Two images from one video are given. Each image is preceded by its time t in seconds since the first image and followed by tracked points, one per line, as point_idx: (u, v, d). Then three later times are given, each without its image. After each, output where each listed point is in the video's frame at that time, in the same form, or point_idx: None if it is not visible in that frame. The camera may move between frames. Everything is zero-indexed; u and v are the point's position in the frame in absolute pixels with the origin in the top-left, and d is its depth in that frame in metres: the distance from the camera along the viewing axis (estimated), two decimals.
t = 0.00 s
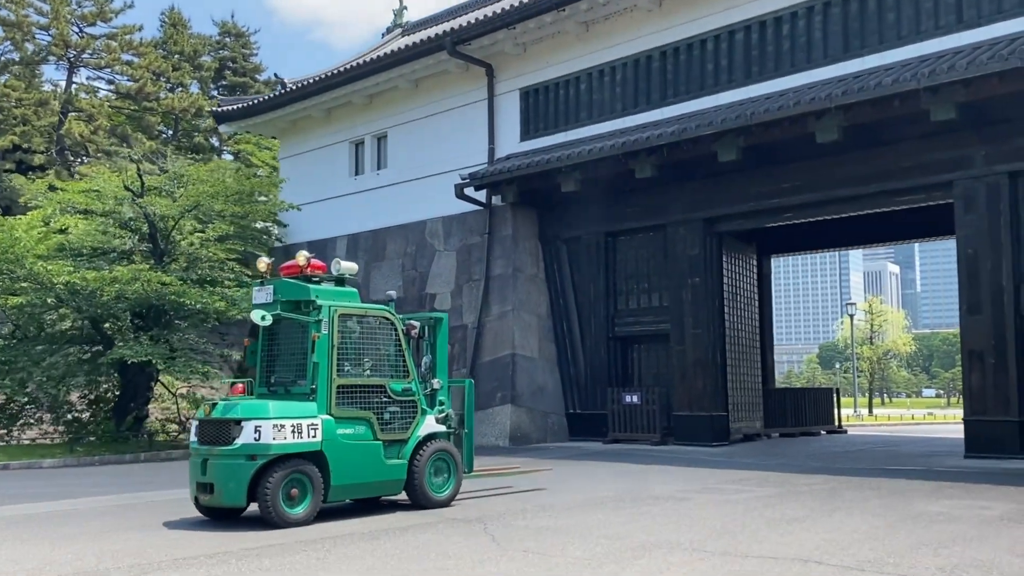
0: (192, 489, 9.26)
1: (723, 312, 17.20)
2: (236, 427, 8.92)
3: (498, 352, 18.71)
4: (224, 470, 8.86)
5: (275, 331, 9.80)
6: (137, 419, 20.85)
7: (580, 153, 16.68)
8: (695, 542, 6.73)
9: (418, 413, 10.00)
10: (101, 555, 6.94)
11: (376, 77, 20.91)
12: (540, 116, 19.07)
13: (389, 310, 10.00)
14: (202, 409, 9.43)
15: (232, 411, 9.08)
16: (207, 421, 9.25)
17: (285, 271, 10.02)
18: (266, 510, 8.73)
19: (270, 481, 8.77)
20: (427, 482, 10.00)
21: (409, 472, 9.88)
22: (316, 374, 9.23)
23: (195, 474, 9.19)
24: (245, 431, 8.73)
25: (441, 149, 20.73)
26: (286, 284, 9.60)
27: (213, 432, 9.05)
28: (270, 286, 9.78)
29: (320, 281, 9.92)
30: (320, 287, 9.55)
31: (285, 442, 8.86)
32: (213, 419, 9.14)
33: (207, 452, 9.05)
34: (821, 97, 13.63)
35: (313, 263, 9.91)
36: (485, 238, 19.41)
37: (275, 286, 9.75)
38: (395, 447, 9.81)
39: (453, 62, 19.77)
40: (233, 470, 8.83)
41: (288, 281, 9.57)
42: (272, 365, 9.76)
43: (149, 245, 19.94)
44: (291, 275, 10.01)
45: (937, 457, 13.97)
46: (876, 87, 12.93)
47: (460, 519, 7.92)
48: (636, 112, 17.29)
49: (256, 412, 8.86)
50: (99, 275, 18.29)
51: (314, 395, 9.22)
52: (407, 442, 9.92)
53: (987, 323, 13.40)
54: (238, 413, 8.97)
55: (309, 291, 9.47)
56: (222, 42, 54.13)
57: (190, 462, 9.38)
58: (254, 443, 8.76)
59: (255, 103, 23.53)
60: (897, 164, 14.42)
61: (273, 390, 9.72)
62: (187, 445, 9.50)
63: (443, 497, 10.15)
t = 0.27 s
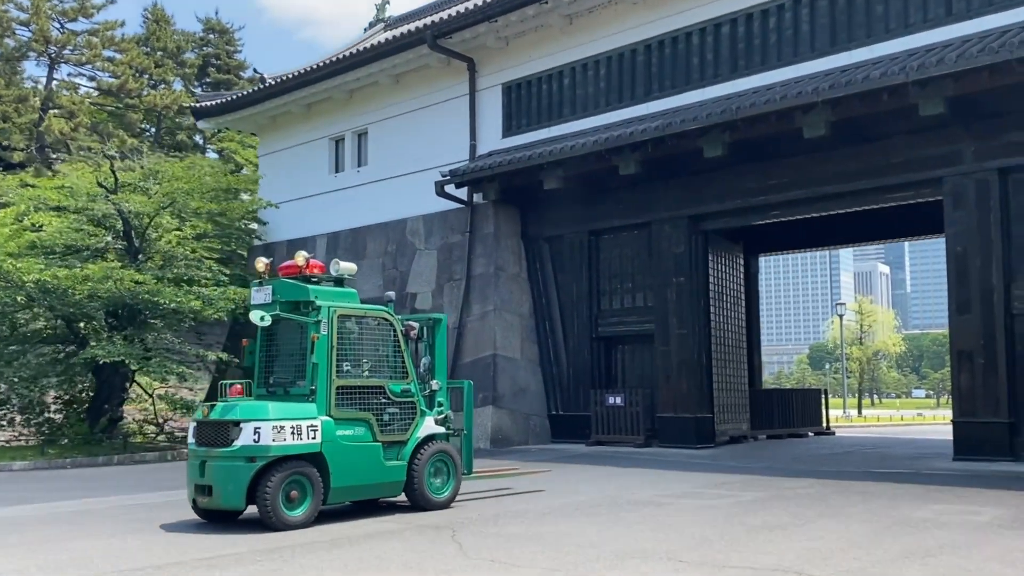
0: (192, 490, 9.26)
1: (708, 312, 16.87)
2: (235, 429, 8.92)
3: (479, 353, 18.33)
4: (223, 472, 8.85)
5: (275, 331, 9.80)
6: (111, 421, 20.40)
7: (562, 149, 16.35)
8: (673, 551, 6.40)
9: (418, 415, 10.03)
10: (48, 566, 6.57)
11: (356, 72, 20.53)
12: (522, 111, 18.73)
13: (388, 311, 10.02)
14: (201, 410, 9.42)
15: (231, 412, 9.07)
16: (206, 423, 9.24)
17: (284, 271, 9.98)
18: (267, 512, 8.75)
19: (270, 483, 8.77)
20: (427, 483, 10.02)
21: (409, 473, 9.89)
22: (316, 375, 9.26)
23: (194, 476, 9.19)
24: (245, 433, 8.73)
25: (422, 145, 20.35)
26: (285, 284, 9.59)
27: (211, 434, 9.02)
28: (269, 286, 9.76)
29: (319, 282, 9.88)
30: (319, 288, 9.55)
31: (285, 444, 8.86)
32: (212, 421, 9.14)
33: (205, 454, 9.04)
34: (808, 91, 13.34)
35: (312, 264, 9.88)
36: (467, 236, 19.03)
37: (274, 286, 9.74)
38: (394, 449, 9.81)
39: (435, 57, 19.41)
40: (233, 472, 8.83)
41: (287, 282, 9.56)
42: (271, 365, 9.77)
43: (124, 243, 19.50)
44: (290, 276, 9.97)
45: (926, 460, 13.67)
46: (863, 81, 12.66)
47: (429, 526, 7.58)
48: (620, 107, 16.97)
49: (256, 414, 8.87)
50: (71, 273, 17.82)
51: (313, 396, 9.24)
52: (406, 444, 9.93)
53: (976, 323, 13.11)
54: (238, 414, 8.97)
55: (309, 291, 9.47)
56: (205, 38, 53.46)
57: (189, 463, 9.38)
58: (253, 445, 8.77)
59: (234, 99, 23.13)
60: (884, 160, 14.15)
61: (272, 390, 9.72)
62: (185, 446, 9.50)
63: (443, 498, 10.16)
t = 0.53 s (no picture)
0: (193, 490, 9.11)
1: (693, 310, 16.65)
2: (238, 428, 8.77)
3: (461, 352, 18.07)
4: (226, 471, 8.72)
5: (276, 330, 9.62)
6: (87, 420, 20.06)
7: (545, 144, 16.11)
8: (648, 558, 6.16)
9: (421, 414, 9.86)
10: None
11: (338, 67, 20.24)
12: (506, 107, 18.48)
13: (390, 309, 9.85)
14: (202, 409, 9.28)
15: (233, 411, 8.93)
16: (207, 421, 9.10)
17: (286, 270, 9.71)
18: (269, 511, 8.61)
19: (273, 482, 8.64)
20: (430, 482, 9.87)
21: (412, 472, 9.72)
22: (317, 374, 9.09)
23: (195, 475, 9.04)
24: (247, 432, 8.58)
25: (405, 141, 20.07)
26: (288, 282, 9.42)
27: (213, 432, 8.90)
28: (271, 284, 9.57)
29: (321, 279, 9.63)
30: (321, 286, 9.38)
31: (288, 443, 8.70)
32: (213, 420, 9.00)
33: (207, 453, 8.90)
34: (793, 86, 13.12)
35: (315, 262, 9.65)
36: (449, 234, 18.76)
37: (275, 285, 9.55)
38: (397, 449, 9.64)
39: (418, 51, 19.13)
40: (235, 471, 8.69)
41: (290, 280, 9.39)
42: (271, 364, 9.59)
43: (100, 239, 19.17)
44: (292, 275, 9.70)
45: (911, 460, 13.48)
46: (849, 75, 12.44)
47: (397, 531, 7.31)
48: (604, 102, 16.74)
49: (259, 413, 8.73)
50: (44, 271, 17.49)
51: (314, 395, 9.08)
52: (409, 443, 9.76)
53: (963, 323, 12.92)
54: (240, 413, 8.83)
55: (310, 289, 9.30)
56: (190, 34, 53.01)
57: (190, 463, 9.24)
58: (255, 444, 8.63)
59: (215, 94, 22.83)
60: (871, 156, 13.94)
61: (272, 389, 9.54)
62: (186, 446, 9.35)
63: (445, 498, 10.00)
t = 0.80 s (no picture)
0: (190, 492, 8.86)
1: (673, 310, 16.36)
2: (237, 429, 8.54)
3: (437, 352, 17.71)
4: (225, 473, 8.48)
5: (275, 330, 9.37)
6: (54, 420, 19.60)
7: (523, 140, 15.78)
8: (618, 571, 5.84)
9: (422, 415, 9.65)
10: None
11: (314, 60, 19.84)
12: (484, 102, 18.13)
13: (389, 310, 9.65)
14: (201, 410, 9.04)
15: (234, 412, 8.71)
16: (206, 422, 8.86)
17: (285, 270, 9.49)
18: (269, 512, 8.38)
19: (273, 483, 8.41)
20: (431, 484, 9.63)
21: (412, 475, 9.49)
22: (317, 375, 8.88)
23: (193, 477, 8.79)
24: (248, 432, 8.38)
25: (383, 136, 19.69)
26: (289, 283, 9.17)
27: (212, 434, 8.68)
28: (271, 285, 9.30)
29: (321, 280, 9.39)
30: (322, 286, 9.16)
31: (289, 444, 8.50)
32: (212, 421, 8.76)
33: (206, 454, 8.66)
34: (775, 81, 12.83)
35: (314, 262, 9.41)
36: (427, 231, 18.40)
37: (275, 285, 9.27)
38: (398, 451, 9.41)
39: (396, 44, 18.77)
40: (235, 472, 8.45)
41: (290, 281, 9.14)
42: (270, 365, 9.35)
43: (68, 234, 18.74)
44: (291, 275, 9.48)
45: (893, 464, 13.24)
46: (831, 70, 12.17)
47: (356, 540, 6.96)
48: (584, 98, 16.43)
49: (260, 414, 8.51)
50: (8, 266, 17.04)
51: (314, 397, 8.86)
52: (409, 445, 9.54)
53: (946, 324, 12.67)
54: (241, 413, 8.60)
55: (311, 290, 9.06)
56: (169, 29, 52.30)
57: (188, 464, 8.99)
58: (255, 445, 8.42)
59: (189, 87, 22.38)
60: (854, 154, 13.67)
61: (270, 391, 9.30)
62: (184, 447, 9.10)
63: (444, 500, 9.77)
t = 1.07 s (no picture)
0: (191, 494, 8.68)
1: (655, 311, 16.11)
2: (239, 430, 8.36)
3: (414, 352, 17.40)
4: (228, 475, 8.31)
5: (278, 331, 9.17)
6: (22, 420, 19.16)
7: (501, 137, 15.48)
8: None
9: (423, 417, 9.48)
10: None
11: (291, 55, 19.46)
12: (463, 98, 17.82)
13: (392, 311, 9.47)
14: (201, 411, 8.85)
15: (235, 413, 8.52)
16: (207, 423, 8.67)
17: (289, 270, 9.26)
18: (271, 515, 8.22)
19: (276, 485, 8.24)
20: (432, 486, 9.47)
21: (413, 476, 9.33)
22: (320, 377, 8.69)
23: (195, 479, 8.61)
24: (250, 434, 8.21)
25: (361, 133, 19.33)
26: (292, 284, 8.96)
27: (214, 435, 8.50)
28: (274, 285, 9.07)
29: (324, 282, 9.21)
30: (325, 287, 8.96)
31: (292, 446, 8.34)
32: (214, 422, 8.58)
33: (208, 456, 8.48)
34: (758, 78, 12.58)
35: (318, 263, 9.20)
36: (404, 229, 18.06)
37: (278, 286, 9.06)
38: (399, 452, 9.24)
39: (375, 39, 18.42)
40: (237, 474, 8.28)
41: (293, 282, 8.93)
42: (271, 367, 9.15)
43: (36, 231, 18.39)
44: (293, 275, 9.27)
45: (875, 469, 13.01)
46: (815, 67, 11.93)
47: (316, 550, 6.63)
48: (565, 94, 16.15)
49: (262, 415, 8.34)
50: None
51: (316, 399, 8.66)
52: (411, 446, 9.37)
53: (930, 327, 12.46)
54: (242, 415, 8.42)
55: (314, 291, 8.88)
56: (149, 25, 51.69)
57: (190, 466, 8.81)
58: (258, 447, 8.24)
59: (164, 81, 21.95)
60: (839, 152, 13.43)
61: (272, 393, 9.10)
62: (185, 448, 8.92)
63: (445, 501, 9.60)
